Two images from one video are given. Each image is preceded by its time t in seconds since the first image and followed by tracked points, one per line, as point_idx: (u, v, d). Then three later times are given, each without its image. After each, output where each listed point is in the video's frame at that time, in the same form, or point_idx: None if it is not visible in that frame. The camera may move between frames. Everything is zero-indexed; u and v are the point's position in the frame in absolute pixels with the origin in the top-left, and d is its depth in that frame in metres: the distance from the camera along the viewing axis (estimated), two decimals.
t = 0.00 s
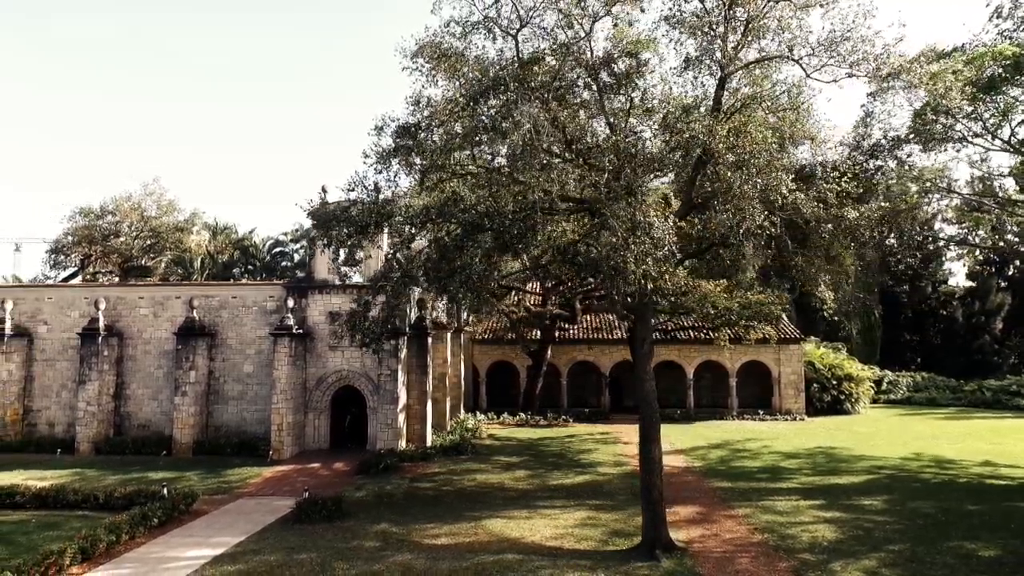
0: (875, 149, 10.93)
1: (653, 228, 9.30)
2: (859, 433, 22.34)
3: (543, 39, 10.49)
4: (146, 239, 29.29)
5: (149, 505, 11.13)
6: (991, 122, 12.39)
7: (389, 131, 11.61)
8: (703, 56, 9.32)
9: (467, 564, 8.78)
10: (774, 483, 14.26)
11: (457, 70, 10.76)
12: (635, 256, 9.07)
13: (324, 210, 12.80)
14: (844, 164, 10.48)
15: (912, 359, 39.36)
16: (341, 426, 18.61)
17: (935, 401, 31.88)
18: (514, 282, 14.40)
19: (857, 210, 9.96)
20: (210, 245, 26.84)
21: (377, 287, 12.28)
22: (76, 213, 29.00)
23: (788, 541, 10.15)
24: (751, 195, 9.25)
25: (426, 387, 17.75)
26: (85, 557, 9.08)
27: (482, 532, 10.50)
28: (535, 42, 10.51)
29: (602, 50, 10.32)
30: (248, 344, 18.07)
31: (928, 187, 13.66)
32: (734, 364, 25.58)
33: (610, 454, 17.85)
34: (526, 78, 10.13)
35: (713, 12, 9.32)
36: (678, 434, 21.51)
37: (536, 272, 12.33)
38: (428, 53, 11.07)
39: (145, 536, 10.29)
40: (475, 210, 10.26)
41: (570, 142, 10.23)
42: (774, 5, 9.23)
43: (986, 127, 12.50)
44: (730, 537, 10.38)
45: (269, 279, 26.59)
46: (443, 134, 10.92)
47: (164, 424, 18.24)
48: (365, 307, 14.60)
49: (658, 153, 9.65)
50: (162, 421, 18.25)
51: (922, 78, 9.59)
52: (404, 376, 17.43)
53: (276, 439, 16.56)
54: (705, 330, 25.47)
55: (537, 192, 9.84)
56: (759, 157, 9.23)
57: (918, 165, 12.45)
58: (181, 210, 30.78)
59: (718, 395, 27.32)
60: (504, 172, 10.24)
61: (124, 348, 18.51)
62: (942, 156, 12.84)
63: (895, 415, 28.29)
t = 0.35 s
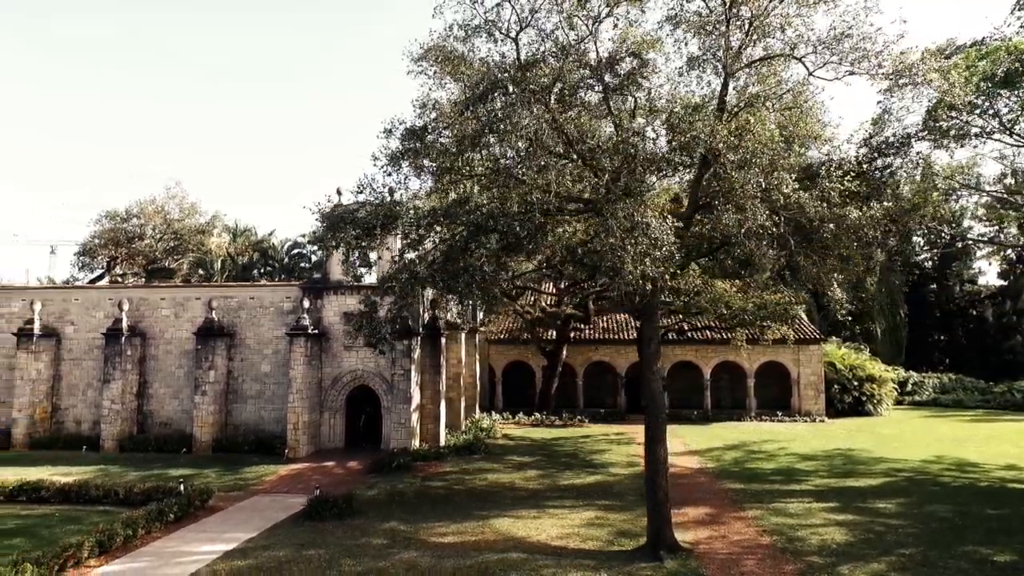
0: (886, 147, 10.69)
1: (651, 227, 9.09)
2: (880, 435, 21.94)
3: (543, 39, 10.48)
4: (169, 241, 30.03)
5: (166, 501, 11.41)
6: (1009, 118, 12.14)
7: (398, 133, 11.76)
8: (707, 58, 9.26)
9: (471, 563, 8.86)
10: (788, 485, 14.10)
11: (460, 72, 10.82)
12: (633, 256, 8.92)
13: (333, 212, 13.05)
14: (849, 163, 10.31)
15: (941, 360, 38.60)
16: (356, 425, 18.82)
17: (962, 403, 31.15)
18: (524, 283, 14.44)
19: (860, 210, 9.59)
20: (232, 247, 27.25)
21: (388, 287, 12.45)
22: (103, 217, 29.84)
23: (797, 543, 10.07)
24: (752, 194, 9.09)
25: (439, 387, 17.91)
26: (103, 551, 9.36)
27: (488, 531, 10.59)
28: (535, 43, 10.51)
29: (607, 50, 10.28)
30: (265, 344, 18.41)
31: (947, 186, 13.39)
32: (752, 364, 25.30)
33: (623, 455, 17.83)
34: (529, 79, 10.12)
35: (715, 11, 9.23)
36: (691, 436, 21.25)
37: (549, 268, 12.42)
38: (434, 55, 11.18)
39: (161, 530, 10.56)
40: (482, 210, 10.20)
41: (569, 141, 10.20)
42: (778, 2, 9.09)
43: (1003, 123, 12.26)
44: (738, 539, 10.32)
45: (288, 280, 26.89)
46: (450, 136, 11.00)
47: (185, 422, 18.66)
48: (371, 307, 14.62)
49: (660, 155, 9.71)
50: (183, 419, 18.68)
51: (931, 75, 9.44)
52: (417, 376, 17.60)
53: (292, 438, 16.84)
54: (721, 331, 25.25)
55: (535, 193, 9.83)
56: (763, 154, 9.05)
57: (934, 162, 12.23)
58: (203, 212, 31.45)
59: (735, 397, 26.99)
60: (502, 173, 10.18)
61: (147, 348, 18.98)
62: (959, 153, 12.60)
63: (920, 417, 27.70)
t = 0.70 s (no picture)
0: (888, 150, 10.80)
1: (660, 227, 9.04)
2: (919, 438, 21.27)
3: (554, 41, 10.59)
4: (207, 243, 31.06)
5: (198, 495, 11.84)
6: None
7: (419, 135, 11.94)
8: (723, 57, 9.19)
9: (487, 560, 8.97)
10: (816, 488, 13.83)
11: (475, 76, 11.01)
12: (641, 256, 8.87)
13: (354, 213, 13.20)
14: (868, 160, 10.09)
15: (989, 362, 37.10)
16: (384, 423, 19.12)
17: (1010, 406, 29.92)
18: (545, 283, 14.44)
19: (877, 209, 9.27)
20: (266, 250, 28.11)
21: (410, 288, 12.63)
22: (145, 221, 31.02)
23: (820, 547, 9.90)
24: (767, 191, 8.96)
25: (465, 387, 18.10)
26: (137, 541, 9.78)
27: (507, 529, 10.69)
28: (546, 47, 10.58)
29: (624, 50, 10.24)
30: (296, 344, 18.90)
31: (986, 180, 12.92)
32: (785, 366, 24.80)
33: (649, 456, 17.72)
34: (542, 81, 10.17)
35: (731, 9, 9.20)
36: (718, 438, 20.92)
37: (574, 268, 12.41)
38: (448, 59, 11.35)
39: (193, 523, 10.96)
40: (498, 212, 10.49)
41: (584, 141, 10.04)
42: None
43: None
44: (759, 542, 10.19)
45: (321, 281, 27.18)
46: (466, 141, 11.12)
47: (220, 419, 19.27)
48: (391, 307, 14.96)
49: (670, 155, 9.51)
50: (219, 417, 19.30)
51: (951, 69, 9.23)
52: (443, 376, 17.83)
53: (322, 436, 17.25)
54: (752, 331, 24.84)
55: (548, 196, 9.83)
56: (782, 153, 8.93)
57: (964, 157, 11.89)
58: (239, 216, 32.42)
59: (767, 398, 26.48)
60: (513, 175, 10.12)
61: (184, 347, 19.67)
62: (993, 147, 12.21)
63: (963, 420, 26.75)
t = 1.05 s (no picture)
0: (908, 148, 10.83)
1: (684, 227, 8.66)
2: (978, 443, 20.27)
3: (576, 40, 10.69)
4: (257, 246, 32.25)
5: (243, 488, 12.36)
6: None
7: (451, 139, 12.22)
8: (751, 53, 9.15)
9: (517, 558, 9.09)
10: (861, 494, 13.40)
11: (502, 79, 11.16)
12: (664, 256, 8.60)
13: (387, 217, 13.50)
14: (903, 156, 9.84)
15: None
16: (423, 421, 19.46)
17: None
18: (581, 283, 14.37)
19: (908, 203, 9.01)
20: (312, 252, 28.96)
21: (447, 288, 12.86)
22: (199, 226, 32.38)
23: (859, 554, 9.62)
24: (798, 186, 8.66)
25: (502, 387, 18.27)
26: (187, 530, 10.30)
27: (538, 528, 10.79)
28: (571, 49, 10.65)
29: (653, 49, 10.17)
30: (339, 344, 19.45)
31: None
32: (834, 367, 24.03)
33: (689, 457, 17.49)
34: (563, 83, 10.49)
35: (759, 5, 9.19)
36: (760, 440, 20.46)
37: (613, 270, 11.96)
38: (475, 63, 11.56)
39: (238, 515, 11.45)
40: (528, 214, 10.72)
41: (614, 141, 10.01)
42: None
43: None
44: (795, 547, 9.98)
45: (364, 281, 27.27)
46: (493, 142, 11.20)
47: (268, 416, 20.00)
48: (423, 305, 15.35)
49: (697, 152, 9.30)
50: (267, 414, 20.03)
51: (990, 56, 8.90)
52: (480, 375, 18.03)
53: (363, 433, 17.71)
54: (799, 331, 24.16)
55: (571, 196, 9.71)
56: (818, 150, 8.68)
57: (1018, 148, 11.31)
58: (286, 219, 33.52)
59: (815, 401, 25.73)
60: (541, 177, 10.17)
61: (234, 347, 20.49)
62: None
63: None
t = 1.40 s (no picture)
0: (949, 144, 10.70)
1: (713, 226, 8.54)
2: None
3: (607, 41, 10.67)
4: (306, 249, 33.33)
5: (290, 482, 12.84)
6: None
7: (486, 143, 12.48)
8: (787, 49, 9.24)
9: (550, 557, 9.17)
10: (913, 501, 12.89)
11: (535, 83, 11.25)
12: (692, 257, 8.52)
13: (425, 221, 13.80)
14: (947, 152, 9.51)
15: None
16: (466, 420, 19.45)
17: None
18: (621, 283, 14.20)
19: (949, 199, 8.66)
20: (359, 254, 29.70)
21: (487, 288, 13.00)
22: (253, 230, 33.66)
23: (906, 563, 9.29)
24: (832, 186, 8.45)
25: (542, 386, 18.38)
26: (237, 521, 10.80)
27: (574, 527, 10.84)
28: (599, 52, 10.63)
29: (688, 47, 10.08)
30: (384, 343, 19.94)
31: None
32: (890, 369, 23.10)
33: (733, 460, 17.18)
34: (592, 85, 10.46)
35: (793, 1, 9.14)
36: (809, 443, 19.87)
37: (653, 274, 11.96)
38: (505, 68, 11.72)
39: (285, 508, 11.92)
40: (561, 215, 10.91)
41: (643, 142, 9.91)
42: None
43: None
44: (837, 553, 9.72)
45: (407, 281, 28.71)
46: (525, 144, 11.24)
47: (317, 414, 20.68)
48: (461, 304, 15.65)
49: (729, 149, 9.17)
50: (316, 412, 20.70)
51: None
52: (521, 375, 18.18)
53: (407, 431, 18.10)
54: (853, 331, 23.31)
55: (602, 197, 9.74)
56: (856, 147, 8.53)
57: None
58: (334, 223, 34.51)
59: (871, 404, 24.76)
60: (572, 178, 10.22)
61: (285, 346, 21.27)
62: None
63: None
